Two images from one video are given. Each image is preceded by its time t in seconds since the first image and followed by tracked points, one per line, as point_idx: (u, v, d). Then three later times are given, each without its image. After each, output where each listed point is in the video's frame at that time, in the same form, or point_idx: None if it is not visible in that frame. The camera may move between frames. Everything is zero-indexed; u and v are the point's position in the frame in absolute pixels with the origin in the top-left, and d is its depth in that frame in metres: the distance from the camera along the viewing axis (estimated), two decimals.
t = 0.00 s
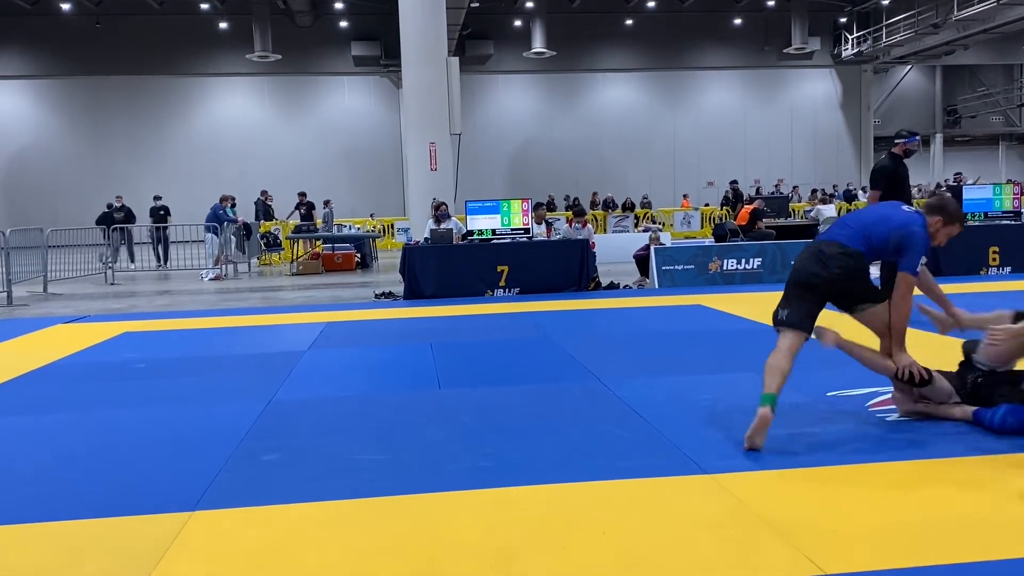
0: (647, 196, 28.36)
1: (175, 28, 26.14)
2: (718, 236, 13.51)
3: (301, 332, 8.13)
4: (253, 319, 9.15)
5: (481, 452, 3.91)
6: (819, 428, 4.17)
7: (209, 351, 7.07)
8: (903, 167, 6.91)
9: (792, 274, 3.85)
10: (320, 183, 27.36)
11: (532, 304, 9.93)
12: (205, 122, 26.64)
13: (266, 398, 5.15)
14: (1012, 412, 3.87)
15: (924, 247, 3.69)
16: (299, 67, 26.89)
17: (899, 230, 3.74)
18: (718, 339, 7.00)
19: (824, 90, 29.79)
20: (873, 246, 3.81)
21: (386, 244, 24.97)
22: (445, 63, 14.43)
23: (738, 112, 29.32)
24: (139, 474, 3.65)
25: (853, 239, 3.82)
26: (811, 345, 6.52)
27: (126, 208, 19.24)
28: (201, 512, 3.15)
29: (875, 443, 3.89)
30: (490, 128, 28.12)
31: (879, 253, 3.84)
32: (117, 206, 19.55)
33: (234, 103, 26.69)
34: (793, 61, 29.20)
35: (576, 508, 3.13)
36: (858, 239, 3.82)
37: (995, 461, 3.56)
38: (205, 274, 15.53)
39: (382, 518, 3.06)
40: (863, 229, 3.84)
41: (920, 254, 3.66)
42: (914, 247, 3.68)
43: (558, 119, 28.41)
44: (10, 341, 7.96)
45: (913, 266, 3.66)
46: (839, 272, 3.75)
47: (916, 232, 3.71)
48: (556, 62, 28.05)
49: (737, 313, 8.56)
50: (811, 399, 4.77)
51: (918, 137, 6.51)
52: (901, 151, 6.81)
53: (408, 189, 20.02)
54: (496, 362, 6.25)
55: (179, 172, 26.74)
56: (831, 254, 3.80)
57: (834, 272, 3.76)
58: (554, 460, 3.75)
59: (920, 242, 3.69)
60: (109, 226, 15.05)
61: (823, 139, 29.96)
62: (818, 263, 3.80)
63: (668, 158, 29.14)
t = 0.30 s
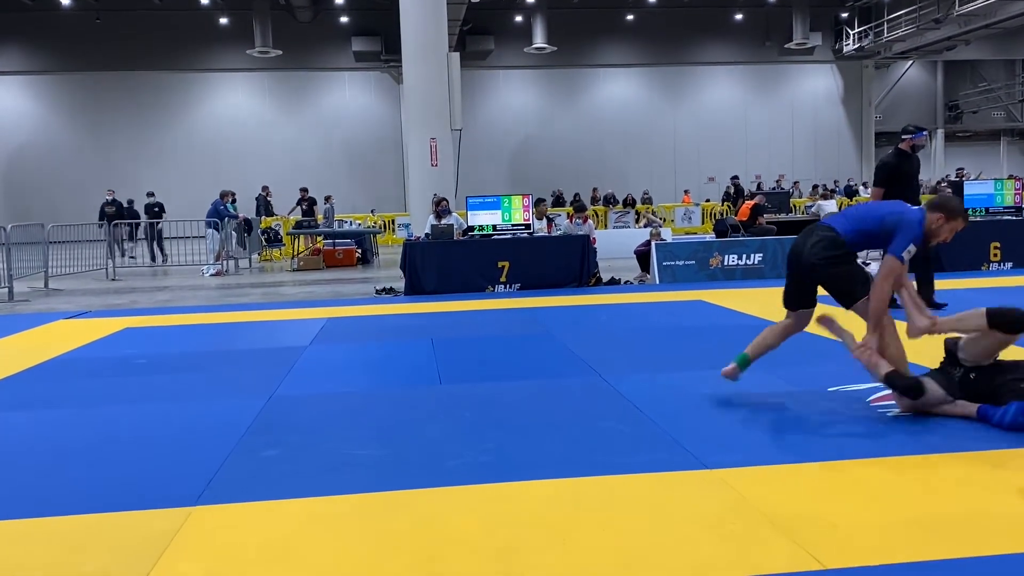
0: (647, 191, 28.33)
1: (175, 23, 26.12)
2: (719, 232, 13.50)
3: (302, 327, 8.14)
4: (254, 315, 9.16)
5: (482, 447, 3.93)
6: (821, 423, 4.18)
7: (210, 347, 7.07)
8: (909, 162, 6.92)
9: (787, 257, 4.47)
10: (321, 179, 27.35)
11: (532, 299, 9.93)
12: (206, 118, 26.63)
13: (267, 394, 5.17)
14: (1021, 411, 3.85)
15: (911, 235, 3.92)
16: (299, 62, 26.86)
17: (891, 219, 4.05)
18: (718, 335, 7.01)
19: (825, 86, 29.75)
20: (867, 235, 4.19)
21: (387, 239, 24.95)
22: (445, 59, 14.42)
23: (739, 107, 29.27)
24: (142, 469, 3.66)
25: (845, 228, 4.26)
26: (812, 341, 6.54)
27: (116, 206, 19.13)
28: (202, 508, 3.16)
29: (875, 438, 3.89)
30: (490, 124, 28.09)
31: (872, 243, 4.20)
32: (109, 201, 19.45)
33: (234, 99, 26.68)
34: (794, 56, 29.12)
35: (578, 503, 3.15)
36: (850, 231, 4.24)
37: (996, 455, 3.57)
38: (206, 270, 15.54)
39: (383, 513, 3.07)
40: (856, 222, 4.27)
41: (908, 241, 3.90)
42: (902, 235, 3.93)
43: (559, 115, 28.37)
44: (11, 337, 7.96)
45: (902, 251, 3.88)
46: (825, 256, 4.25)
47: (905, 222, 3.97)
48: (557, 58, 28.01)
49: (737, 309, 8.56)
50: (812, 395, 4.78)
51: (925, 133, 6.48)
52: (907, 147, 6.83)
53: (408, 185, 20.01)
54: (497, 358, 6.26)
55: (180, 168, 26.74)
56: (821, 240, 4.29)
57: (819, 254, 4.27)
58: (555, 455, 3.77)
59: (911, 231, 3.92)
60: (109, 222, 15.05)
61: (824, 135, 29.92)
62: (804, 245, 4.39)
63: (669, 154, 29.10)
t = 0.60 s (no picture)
0: (649, 187, 28.30)
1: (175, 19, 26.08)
2: (720, 227, 13.49)
3: (303, 323, 8.15)
4: (256, 311, 9.19)
5: (484, 442, 3.95)
6: (821, 419, 4.19)
7: (212, 343, 7.09)
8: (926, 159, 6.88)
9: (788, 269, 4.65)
10: (322, 175, 27.34)
11: (533, 295, 9.94)
12: (207, 114, 26.61)
13: (269, 390, 5.19)
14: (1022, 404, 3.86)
15: (886, 222, 3.95)
16: (300, 58, 26.81)
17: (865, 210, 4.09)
18: (719, 330, 7.03)
19: (827, 81, 29.68)
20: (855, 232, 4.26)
21: (388, 236, 24.96)
22: (446, 54, 14.40)
23: (741, 103, 29.23)
24: (144, 465, 3.69)
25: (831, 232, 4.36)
26: (813, 336, 6.55)
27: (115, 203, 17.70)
28: (203, 504, 3.17)
29: (875, 434, 3.91)
30: (491, 119, 28.06)
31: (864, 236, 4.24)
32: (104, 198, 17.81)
33: (234, 95, 26.68)
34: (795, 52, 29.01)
35: (579, 498, 3.16)
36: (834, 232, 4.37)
37: (997, 451, 3.58)
38: (207, 267, 15.55)
39: (383, 509, 3.09)
40: (843, 221, 4.35)
41: (883, 230, 3.93)
42: (876, 226, 3.97)
43: (560, 111, 28.32)
44: (13, 333, 7.99)
45: (878, 243, 3.93)
46: (818, 265, 4.38)
47: (877, 210, 4.00)
48: (558, 53, 27.95)
49: (739, 305, 8.57)
50: (812, 390, 4.79)
51: (947, 128, 6.45)
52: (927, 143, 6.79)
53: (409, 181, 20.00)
54: (498, 354, 6.26)
55: (182, 164, 26.76)
56: (813, 250, 4.43)
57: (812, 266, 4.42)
58: (556, 450, 3.78)
59: (883, 220, 3.95)
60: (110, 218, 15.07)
61: (825, 131, 29.88)
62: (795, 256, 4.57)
63: (670, 150, 29.06)
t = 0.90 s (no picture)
0: (650, 183, 28.27)
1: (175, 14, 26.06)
2: (722, 223, 13.48)
3: (305, 319, 8.16)
4: (257, 307, 9.21)
5: (486, 438, 3.95)
6: (824, 414, 4.19)
7: (213, 339, 7.11)
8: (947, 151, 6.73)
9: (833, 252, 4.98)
10: (323, 171, 27.34)
11: (534, 291, 9.95)
12: (208, 110, 26.60)
13: (270, 386, 5.20)
14: (1018, 399, 3.85)
15: (901, 209, 4.05)
16: (302, 54, 26.78)
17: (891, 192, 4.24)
18: (721, 326, 7.03)
19: (829, 76, 29.59)
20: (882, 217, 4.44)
21: (389, 232, 24.95)
22: (447, 49, 14.38)
23: (742, 98, 29.17)
24: (147, 461, 3.70)
25: (862, 216, 4.64)
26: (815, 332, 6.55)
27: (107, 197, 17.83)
28: (206, 500, 3.18)
29: (878, 429, 3.91)
30: (493, 115, 28.02)
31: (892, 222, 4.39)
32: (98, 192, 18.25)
33: (235, 91, 26.68)
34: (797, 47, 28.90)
35: (582, 494, 3.16)
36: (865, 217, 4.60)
37: (999, 446, 3.59)
38: (209, 263, 15.58)
39: (386, 504, 3.10)
40: (873, 206, 4.54)
41: (899, 214, 4.03)
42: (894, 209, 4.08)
43: (562, 106, 28.28)
44: (15, 329, 8.01)
45: (892, 226, 4.05)
46: (848, 248, 4.71)
47: (901, 195, 4.11)
48: (559, 49, 27.90)
49: (741, 300, 8.57)
50: (815, 386, 4.80)
51: (968, 117, 6.31)
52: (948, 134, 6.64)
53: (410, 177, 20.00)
54: (499, 350, 6.27)
55: (183, 159, 26.73)
56: (845, 234, 4.75)
57: (841, 246, 4.76)
58: (559, 447, 3.79)
59: (902, 204, 4.05)
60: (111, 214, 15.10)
61: (827, 126, 29.81)
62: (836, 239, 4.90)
63: (672, 145, 29.03)
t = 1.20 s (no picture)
0: (653, 177, 28.23)
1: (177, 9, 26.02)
2: (725, 217, 13.46)
3: (307, 314, 8.18)
4: (260, 301, 9.23)
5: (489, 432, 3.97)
6: (826, 408, 4.20)
7: (216, 334, 7.13)
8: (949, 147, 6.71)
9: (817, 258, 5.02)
10: (325, 166, 27.36)
11: (537, 286, 9.96)
12: (210, 104, 26.59)
13: (274, 380, 5.22)
14: (1002, 384, 3.84)
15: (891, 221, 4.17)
16: (304, 49, 26.73)
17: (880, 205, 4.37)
18: (724, 320, 7.04)
19: (831, 70, 29.49)
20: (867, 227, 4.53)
21: (392, 227, 24.94)
22: (449, 44, 14.35)
23: (744, 91, 29.09)
24: (153, 454, 3.73)
25: (848, 224, 4.69)
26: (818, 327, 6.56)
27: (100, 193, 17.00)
28: (210, 493, 3.21)
29: (880, 423, 3.92)
30: (496, 109, 27.99)
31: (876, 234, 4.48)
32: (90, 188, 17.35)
33: (238, 86, 26.67)
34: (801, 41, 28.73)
35: (584, 488, 3.18)
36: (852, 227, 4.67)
37: (1000, 440, 3.60)
38: (211, 258, 15.60)
39: (390, 497, 3.13)
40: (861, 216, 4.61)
41: (889, 222, 4.16)
42: (885, 217, 4.21)
43: (564, 101, 28.23)
44: (18, 324, 8.04)
45: (881, 231, 4.17)
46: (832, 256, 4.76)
47: (892, 208, 4.24)
48: (561, 43, 27.83)
49: (743, 295, 8.57)
50: (817, 380, 4.81)
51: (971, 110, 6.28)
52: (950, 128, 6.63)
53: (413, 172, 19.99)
54: (501, 344, 6.29)
55: (186, 154, 26.75)
56: (830, 242, 4.79)
57: (825, 253, 4.80)
58: (560, 441, 3.81)
59: (893, 214, 4.18)
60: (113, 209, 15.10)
61: (830, 119, 29.74)
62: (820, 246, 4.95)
63: (674, 140, 28.99)
